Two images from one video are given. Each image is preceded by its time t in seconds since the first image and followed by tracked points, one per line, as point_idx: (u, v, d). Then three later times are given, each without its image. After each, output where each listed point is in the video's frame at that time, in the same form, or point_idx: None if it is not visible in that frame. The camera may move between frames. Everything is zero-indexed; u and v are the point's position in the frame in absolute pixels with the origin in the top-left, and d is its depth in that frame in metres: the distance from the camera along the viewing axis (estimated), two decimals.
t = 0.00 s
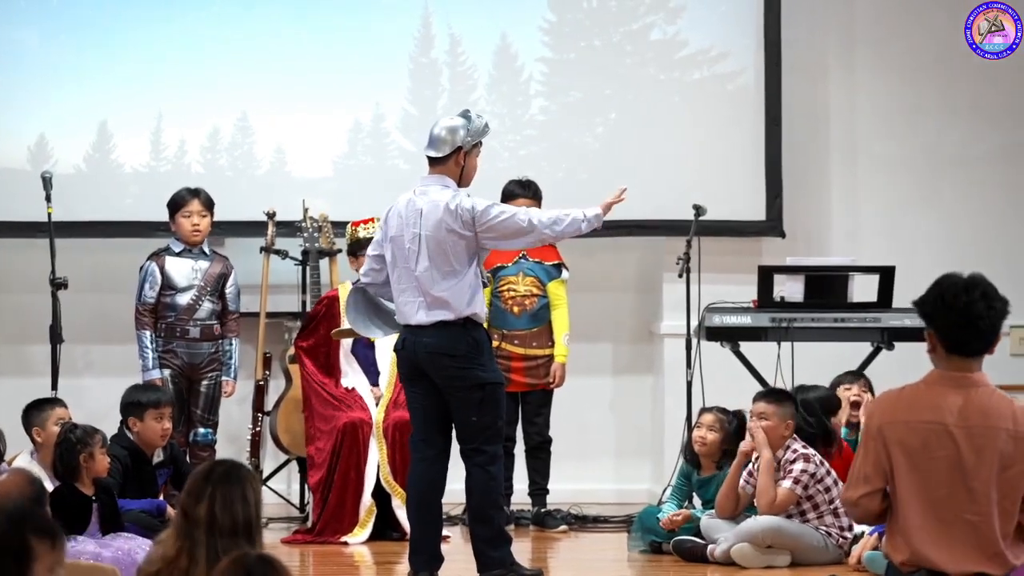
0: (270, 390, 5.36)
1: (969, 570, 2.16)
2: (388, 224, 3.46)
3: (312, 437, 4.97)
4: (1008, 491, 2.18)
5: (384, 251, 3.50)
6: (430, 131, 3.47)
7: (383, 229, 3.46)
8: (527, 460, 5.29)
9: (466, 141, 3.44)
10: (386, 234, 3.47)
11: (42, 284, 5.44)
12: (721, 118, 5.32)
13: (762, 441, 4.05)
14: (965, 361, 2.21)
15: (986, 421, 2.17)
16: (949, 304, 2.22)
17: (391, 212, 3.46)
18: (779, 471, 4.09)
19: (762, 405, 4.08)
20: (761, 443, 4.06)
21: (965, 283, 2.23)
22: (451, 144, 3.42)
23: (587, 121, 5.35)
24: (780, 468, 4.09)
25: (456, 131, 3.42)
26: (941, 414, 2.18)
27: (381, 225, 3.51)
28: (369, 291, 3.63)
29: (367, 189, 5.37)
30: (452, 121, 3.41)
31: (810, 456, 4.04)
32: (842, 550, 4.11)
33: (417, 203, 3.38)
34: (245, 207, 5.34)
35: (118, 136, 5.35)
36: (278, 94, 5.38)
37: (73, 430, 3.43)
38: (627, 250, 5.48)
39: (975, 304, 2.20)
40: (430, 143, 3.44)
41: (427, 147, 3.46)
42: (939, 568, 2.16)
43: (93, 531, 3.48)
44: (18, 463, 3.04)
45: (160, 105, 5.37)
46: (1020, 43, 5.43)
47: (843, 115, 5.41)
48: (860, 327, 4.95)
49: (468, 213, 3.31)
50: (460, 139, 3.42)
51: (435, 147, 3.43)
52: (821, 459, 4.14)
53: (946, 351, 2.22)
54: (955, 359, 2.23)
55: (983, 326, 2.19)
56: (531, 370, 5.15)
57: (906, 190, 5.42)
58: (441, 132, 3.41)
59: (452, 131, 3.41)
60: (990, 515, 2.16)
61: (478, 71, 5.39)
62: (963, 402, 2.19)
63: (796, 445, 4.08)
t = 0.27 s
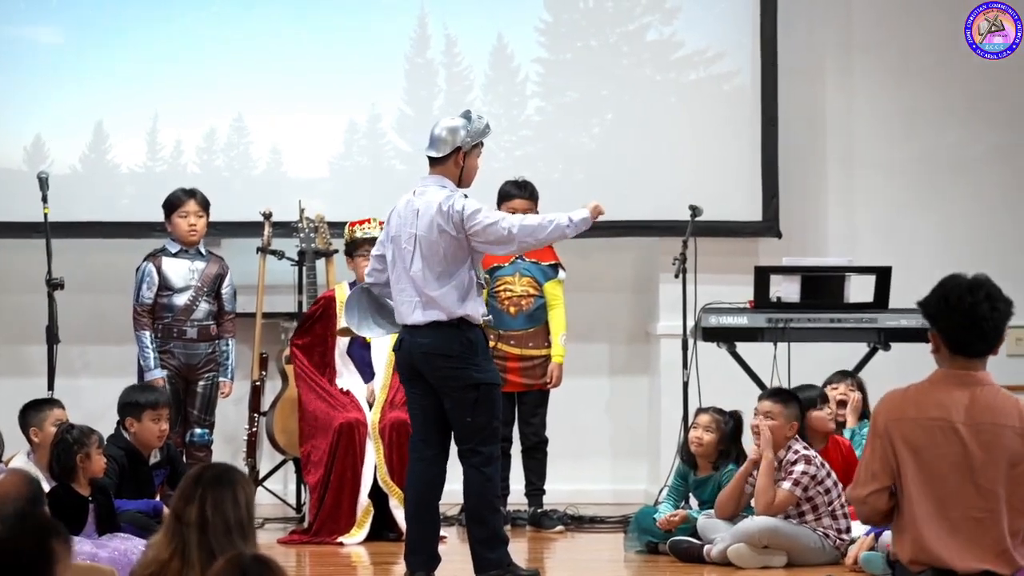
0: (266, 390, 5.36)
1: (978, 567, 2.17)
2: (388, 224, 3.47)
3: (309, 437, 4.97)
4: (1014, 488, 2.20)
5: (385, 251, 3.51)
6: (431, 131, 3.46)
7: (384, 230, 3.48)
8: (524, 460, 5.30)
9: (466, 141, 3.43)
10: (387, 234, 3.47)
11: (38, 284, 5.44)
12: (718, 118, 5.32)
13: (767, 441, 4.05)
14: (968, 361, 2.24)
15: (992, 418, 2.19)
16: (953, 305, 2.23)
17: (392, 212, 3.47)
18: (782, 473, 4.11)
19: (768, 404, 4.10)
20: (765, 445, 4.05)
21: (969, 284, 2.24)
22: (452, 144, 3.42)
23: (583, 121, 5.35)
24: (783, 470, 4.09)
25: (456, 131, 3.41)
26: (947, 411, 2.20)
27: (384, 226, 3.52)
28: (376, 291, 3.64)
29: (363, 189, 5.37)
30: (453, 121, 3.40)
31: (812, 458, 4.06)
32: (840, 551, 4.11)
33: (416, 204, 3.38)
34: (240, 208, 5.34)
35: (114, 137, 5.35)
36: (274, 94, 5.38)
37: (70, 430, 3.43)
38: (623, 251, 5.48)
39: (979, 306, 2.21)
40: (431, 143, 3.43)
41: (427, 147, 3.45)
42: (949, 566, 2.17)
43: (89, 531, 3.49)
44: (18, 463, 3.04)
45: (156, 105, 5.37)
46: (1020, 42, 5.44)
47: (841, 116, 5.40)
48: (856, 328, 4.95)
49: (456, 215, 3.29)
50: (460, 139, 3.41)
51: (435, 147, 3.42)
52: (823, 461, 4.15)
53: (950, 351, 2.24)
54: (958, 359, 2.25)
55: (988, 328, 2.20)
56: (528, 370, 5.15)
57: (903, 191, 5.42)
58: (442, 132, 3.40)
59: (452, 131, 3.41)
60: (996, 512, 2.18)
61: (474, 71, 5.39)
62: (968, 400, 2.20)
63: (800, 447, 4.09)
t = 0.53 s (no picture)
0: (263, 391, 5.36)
1: (979, 560, 2.18)
2: (387, 226, 3.47)
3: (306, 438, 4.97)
4: (1005, 479, 2.22)
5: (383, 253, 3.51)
6: (430, 132, 3.46)
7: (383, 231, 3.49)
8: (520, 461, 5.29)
9: (466, 141, 3.43)
10: (385, 235, 3.48)
11: (35, 285, 5.44)
12: (715, 119, 5.32)
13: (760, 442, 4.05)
14: (948, 364, 2.26)
15: (979, 413, 2.21)
16: (934, 309, 2.26)
17: (389, 215, 3.47)
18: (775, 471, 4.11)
19: (764, 406, 4.07)
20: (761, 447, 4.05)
21: (950, 288, 2.27)
22: (451, 145, 3.42)
23: (580, 122, 5.35)
24: (777, 470, 4.09)
25: (455, 132, 3.41)
26: (934, 409, 2.21)
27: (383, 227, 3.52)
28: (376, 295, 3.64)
29: (360, 190, 5.37)
30: (452, 122, 3.40)
31: (806, 456, 4.06)
32: (836, 552, 4.10)
33: (415, 205, 3.39)
34: (237, 209, 5.34)
35: (110, 138, 5.35)
36: (271, 95, 5.38)
37: (67, 431, 3.43)
38: (620, 251, 5.48)
39: (960, 310, 2.24)
40: (430, 144, 3.43)
41: (427, 148, 3.45)
42: (950, 562, 2.17)
43: (86, 532, 3.50)
44: (19, 466, 3.03)
45: (153, 106, 5.36)
46: (1019, 43, 5.44)
47: (837, 117, 5.41)
48: (853, 329, 4.95)
49: (456, 219, 3.30)
50: (459, 140, 3.41)
51: (435, 148, 3.42)
52: (818, 461, 4.15)
53: (930, 354, 2.27)
54: (938, 362, 2.27)
55: (968, 332, 2.23)
56: (525, 371, 5.16)
57: (900, 191, 5.42)
58: (440, 133, 3.40)
59: (452, 131, 3.41)
60: (990, 504, 2.20)
61: (471, 72, 5.39)
62: (956, 396, 2.22)
63: (794, 446, 4.08)
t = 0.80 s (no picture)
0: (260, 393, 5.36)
1: (967, 573, 2.16)
2: (383, 227, 3.45)
3: (303, 439, 4.97)
4: (987, 491, 2.21)
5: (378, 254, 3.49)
6: (424, 133, 3.46)
7: (380, 231, 3.47)
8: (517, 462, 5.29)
9: (462, 142, 3.44)
10: (382, 235, 3.46)
11: (32, 286, 5.44)
12: (711, 120, 5.32)
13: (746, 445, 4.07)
14: (916, 393, 2.29)
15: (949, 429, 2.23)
16: (896, 341, 2.30)
17: (385, 215, 3.46)
18: (765, 472, 4.11)
19: (742, 413, 4.12)
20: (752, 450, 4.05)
21: (912, 319, 2.32)
22: (447, 146, 3.42)
23: (577, 123, 5.35)
24: (766, 472, 4.10)
25: (450, 133, 3.41)
26: (903, 431, 2.24)
27: (379, 227, 3.50)
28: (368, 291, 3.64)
29: (357, 191, 5.37)
30: (446, 123, 3.40)
31: (794, 455, 4.07)
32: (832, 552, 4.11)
33: (413, 207, 3.38)
34: (234, 210, 5.34)
35: (107, 139, 5.35)
36: (268, 96, 5.38)
37: (63, 432, 3.43)
38: (616, 252, 5.48)
39: (922, 341, 2.29)
40: (424, 145, 3.43)
41: (421, 148, 3.45)
42: None
43: (84, 532, 3.53)
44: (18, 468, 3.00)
45: (150, 107, 5.36)
46: (1019, 43, 5.44)
47: (834, 118, 5.41)
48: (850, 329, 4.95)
49: (457, 224, 3.31)
50: (454, 140, 3.41)
51: (431, 148, 3.41)
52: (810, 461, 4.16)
53: (897, 386, 2.31)
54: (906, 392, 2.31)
55: (932, 363, 2.28)
56: (522, 372, 5.16)
57: (896, 191, 5.42)
58: (435, 134, 3.40)
59: (446, 133, 3.41)
60: (973, 515, 2.19)
61: (468, 73, 5.39)
62: (926, 417, 2.25)
63: (780, 447, 4.10)
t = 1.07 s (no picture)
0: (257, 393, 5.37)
1: None
2: (376, 229, 3.43)
3: (300, 440, 4.97)
4: None
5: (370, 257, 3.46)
6: (414, 135, 3.47)
7: (370, 233, 3.44)
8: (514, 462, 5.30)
9: (453, 142, 3.45)
10: (373, 237, 3.44)
11: (29, 287, 5.44)
12: (709, 121, 5.33)
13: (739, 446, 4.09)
14: (922, 469, 2.07)
15: (966, 503, 1.99)
16: (905, 418, 2.11)
17: (377, 218, 3.44)
18: (760, 474, 4.11)
19: (742, 414, 4.09)
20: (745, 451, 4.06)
21: (919, 398, 2.13)
22: (438, 146, 3.43)
23: (574, 123, 5.35)
24: (761, 473, 4.10)
25: (441, 133, 3.42)
26: (921, 498, 1.99)
27: (368, 229, 3.48)
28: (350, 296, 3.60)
29: (354, 192, 5.37)
30: (437, 123, 3.41)
31: (790, 457, 4.06)
32: (828, 552, 4.11)
33: (411, 208, 3.38)
34: (232, 210, 5.34)
35: (104, 139, 5.35)
36: (266, 97, 5.39)
37: (60, 432, 3.43)
38: (613, 253, 5.48)
39: (932, 418, 2.09)
40: (415, 146, 3.44)
41: (412, 150, 3.46)
42: None
43: (82, 532, 3.54)
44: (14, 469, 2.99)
45: (147, 107, 5.36)
46: (1019, 43, 5.44)
47: (831, 119, 5.41)
48: (847, 330, 4.96)
49: (466, 224, 3.36)
50: (445, 141, 3.43)
51: (422, 149, 3.42)
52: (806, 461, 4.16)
53: (903, 461, 2.09)
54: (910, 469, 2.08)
55: (942, 442, 2.08)
56: (519, 373, 5.16)
57: (893, 192, 5.42)
58: (426, 134, 3.42)
59: (437, 133, 3.42)
60: None
61: (465, 73, 5.39)
62: (936, 489, 2.01)
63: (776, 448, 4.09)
